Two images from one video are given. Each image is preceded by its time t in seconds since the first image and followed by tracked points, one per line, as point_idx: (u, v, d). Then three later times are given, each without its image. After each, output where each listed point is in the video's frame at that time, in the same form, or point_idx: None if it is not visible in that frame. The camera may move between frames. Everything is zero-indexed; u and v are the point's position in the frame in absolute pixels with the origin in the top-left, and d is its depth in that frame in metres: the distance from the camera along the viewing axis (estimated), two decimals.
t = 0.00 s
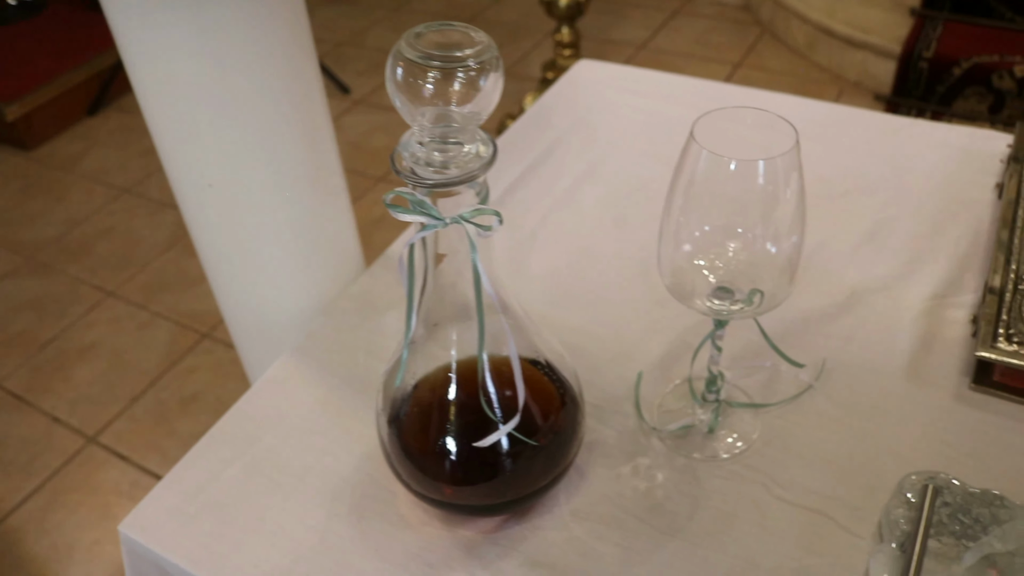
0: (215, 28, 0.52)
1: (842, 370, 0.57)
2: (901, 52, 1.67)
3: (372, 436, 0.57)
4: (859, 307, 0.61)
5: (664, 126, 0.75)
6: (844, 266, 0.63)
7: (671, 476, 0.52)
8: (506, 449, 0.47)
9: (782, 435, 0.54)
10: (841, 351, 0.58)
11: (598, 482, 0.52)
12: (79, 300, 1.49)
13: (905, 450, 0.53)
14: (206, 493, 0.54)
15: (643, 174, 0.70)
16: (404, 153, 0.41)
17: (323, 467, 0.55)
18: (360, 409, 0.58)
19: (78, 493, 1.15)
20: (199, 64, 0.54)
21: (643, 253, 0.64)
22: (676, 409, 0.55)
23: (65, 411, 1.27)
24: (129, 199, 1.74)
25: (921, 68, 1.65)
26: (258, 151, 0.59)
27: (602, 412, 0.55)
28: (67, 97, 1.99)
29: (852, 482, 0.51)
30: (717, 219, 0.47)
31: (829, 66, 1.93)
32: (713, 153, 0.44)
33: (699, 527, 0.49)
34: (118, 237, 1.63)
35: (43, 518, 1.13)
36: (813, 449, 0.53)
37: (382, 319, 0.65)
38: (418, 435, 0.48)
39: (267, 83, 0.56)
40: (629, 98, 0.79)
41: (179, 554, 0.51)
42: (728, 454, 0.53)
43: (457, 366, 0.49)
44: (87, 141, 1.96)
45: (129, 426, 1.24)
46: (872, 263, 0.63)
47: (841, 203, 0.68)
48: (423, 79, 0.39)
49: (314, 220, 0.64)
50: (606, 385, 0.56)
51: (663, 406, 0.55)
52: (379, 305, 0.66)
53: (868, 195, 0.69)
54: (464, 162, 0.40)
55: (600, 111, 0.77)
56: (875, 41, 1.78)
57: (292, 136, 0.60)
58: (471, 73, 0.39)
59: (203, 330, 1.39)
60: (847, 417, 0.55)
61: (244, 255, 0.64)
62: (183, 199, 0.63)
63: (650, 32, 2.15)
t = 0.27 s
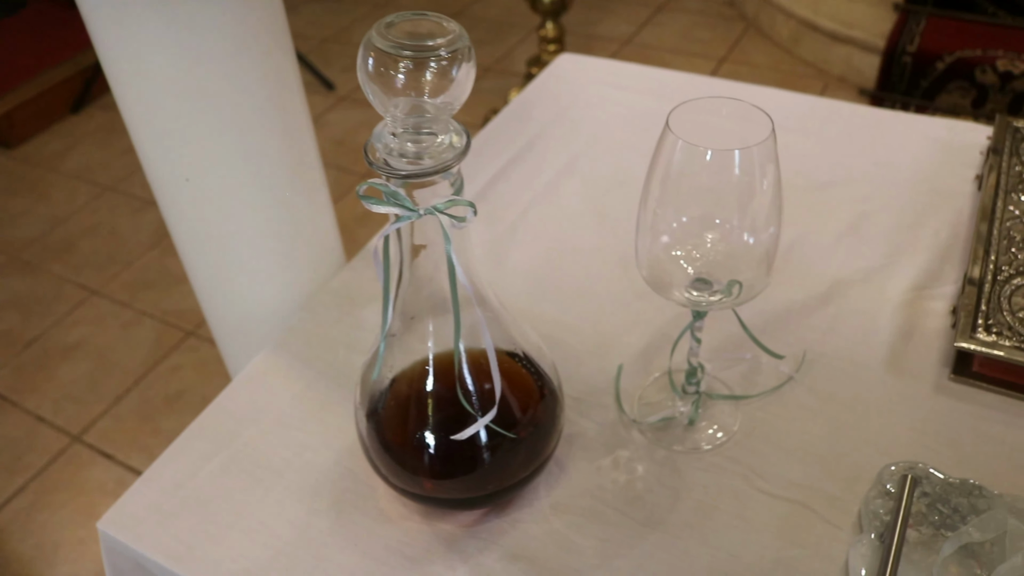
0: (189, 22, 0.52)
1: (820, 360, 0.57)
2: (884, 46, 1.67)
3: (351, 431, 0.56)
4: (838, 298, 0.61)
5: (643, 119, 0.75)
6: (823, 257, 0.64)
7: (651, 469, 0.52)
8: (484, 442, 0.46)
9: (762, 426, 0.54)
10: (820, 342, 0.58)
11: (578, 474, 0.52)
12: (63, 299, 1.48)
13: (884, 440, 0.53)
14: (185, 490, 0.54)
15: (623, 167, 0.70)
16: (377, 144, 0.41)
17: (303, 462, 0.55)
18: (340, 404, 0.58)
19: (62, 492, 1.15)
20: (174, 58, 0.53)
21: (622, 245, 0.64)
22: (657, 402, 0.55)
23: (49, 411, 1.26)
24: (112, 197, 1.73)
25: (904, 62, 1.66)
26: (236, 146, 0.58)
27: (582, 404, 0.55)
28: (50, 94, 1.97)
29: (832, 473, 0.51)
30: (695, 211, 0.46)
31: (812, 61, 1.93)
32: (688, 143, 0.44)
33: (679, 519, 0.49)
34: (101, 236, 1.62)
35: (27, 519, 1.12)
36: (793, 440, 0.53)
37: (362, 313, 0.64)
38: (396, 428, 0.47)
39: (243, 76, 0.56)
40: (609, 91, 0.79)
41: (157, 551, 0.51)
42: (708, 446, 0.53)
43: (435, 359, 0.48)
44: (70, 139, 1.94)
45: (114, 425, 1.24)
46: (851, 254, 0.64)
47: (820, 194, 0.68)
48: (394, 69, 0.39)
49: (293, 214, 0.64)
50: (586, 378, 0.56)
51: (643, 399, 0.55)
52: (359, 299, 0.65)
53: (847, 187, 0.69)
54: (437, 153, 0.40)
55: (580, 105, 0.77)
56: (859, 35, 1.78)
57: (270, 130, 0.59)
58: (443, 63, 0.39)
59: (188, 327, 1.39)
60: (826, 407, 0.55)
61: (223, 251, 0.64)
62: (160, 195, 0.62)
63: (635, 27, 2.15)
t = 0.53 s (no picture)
0: (173, 17, 0.52)
1: (811, 352, 0.57)
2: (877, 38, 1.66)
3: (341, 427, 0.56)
4: (829, 289, 0.61)
5: (632, 111, 0.75)
6: (813, 248, 0.63)
7: (642, 462, 0.51)
8: (473, 437, 0.46)
9: (753, 419, 0.54)
10: (811, 334, 0.58)
11: (568, 468, 0.52)
12: (55, 298, 1.47)
13: (875, 432, 0.53)
14: (174, 487, 0.54)
15: (612, 160, 0.70)
16: (360, 138, 0.41)
17: (292, 459, 0.55)
18: (329, 400, 0.58)
19: (56, 492, 1.14)
20: (158, 54, 0.53)
21: (611, 238, 0.64)
22: (647, 395, 0.54)
23: (42, 410, 1.26)
24: (104, 195, 1.72)
25: (897, 54, 1.65)
26: (223, 142, 0.58)
27: (572, 398, 0.54)
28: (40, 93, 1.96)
29: (823, 465, 0.51)
30: (683, 202, 0.46)
31: (805, 53, 1.93)
32: (674, 134, 0.44)
33: (670, 513, 0.49)
34: (93, 234, 1.62)
35: (20, 518, 1.11)
36: (785, 432, 0.53)
37: (351, 308, 0.64)
38: (384, 424, 0.47)
39: (229, 72, 0.56)
40: (599, 83, 0.78)
41: (147, 549, 0.50)
42: (699, 439, 0.52)
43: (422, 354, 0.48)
44: (62, 138, 1.93)
45: (107, 424, 1.23)
46: (842, 245, 0.63)
47: (810, 186, 0.68)
48: (376, 62, 0.39)
49: (281, 210, 0.63)
50: (575, 371, 0.56)
51: (633, 392, 0.55)
52: (349, 295, 0.65)
53: (837, 178, 0.69)
54: (421, 146, 0.40)
55: (569, 98, 0.77)
56: (851, 27, 1.78)
57: (256, 126, 0.59)
58: (425, 55, 0.39)
59: (181, 326, 1.38)
60: (817, 399, 0.55)
61: (211, 247, 0.63)
62: (147, 191, 0.62)
63: (627, 21, 2.14)
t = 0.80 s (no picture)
0: (150, 13, 0.51)
1: (794, 345, 0.57)
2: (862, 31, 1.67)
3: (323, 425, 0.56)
4: (811, 282, 0.61)
5: (615, 106, 0.74)
6: (796, 242, 0.63)
7: (625, 458, 0.51)
8: (454, 434, 0.46)
9: (736, 413, 0.54)
10: (793, 327, 0.58)
11: (551, 465, 0.52)
12: (40, 297, 1.46)
13: (858, 425, 0.53)
14: (154, 487, 0.53)
15: (595, 155, 0.70)
16: (336, 135, 0.40)
17: (274, 457, 0.55)
18: (311, 398, 0.58)
19: (42, 492, 1.14)
20: (135, 51, 0.52)
21: (594, 233, 0.63)
22: (630, 390, 0.54)
23: (28, 410, 1.25)
24: (90, 193, 1.71)
25: (882, 47, 1.65)
26: (202, 140, 0.57)
27: (555, 394, 0.54)
28: (24, 90, 1.94)
29: (806, 458, 0.51)
30: (663, 196, 0.46)
31: (791, 46, 1.93)
32: (652, 129, 0.43)
33: (653, 508, 0.49)
34: (79, 232, 1.61)
35: (6, 519, 1.11)
36: (767, 426, 0.53)
37: (334, 306, 0.64)
38: (365, 422, 0.47)
39: (208, 69, 0.55)
40: (581, 78, 0.78)
41: (128, 548, 0.50)
42: (681, 434, 0.52)
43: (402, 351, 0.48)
44: (46, 135, 1.92)
45: (94, 423, 1.23)
46: (824, 238, 0.63)
47: (794, 179, 0.68)
48: (350, 57, 0.39)
49: (263, 207, 0.63)
50: (558, 367, 0.56)
51: (616, 388, 0.54)
52: (331, 292, 0.65)
53: (820, 171, 0.69)
54: (397, 141, 0.40)
55: (551, 93, 0.76)
56: (837, 20, 1.78)
57: (236, 123, 0.59)
58: (399, 50, 0.39)
59: (167, 324, 1.38)
60: (800, 393, 0.55)
61: (192, 245, 0.63)
62: (127, 189, 0.61)
63: (614, 15, 2.14)
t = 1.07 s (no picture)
0: (127, 12, 0.51)
1: (775, 339, 0.57)
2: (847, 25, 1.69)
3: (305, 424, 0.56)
4: (792, 276, 0.61)
5: (596, 101, 0.74)
6: (777, 235, 0.63)
7: (606, 453, 0.51)
8: (435, 431, 0.46)
9: (717, 407, 0.54)
10: (775, 321, 0.58)
11: (533, 461, 0.52)
12: (26, 298, 1.45)
13: (840, 418, 0.53)
14: (135, 488, 0.53)
15: (576, 150, 0.70)
16: (311, 134, 0.40)
17: (256, 457, 0.54)
18: (293, 397, 0.58)
19: (30, 494, 1.13)
20: (112, 50, 0.52)
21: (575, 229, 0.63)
22: (611, 386, 0.54)
23: (14, 412, 1.25)
24: (76, 193, 1.70)
25: (867, 40, 1.67)
26: (181, 139, 0.57)
27: (537, 391, 0.54)
28: (8, 90, 1.93)
29: (788, 452, 0.51)
30: (642, 193, 0.46)
31: (776, 40, 1.93)
32: (629, 124, 0.43)
33: (635, 503, 0.49)
34: (65, 233, 1.60)
35: None
36: (748, 419, 0.53)
37: (316, 304, 0.64)
38: (346, 421, 0.47)
39: (187, 68, 0.55)
40: (563, 73, 0.78)
41: (111, 550, 0.50)
42: (663, 429, 0.52)
43: (382, 349, 0.48)
44: (31, 135, 1.91)
45: (81, 425, 1.22)
46: (805, 232, 0.64)
47: (775, 173, 0.68)
48: (323, 55, 0.39)
49: (244, 206, 0.63)
50: (540, 363, 0.56)
51: (598, 383, 0.55)
52: (313, 291, 0.65)
53: (801, 165, 0.69)
54: (372, 139, 0.40)
55: (533, 89, 0.76)
56: (822, 14, 1.78)
57: (216, 122, 0.58)
58: (371, 47, 0.39)
59: (154, 324, 1.37)
60: (781, 386, 0.55)
61: (172, 245, 0.63)
62: (106, 189, 0.61)
63: (600, 10, 2.14)
